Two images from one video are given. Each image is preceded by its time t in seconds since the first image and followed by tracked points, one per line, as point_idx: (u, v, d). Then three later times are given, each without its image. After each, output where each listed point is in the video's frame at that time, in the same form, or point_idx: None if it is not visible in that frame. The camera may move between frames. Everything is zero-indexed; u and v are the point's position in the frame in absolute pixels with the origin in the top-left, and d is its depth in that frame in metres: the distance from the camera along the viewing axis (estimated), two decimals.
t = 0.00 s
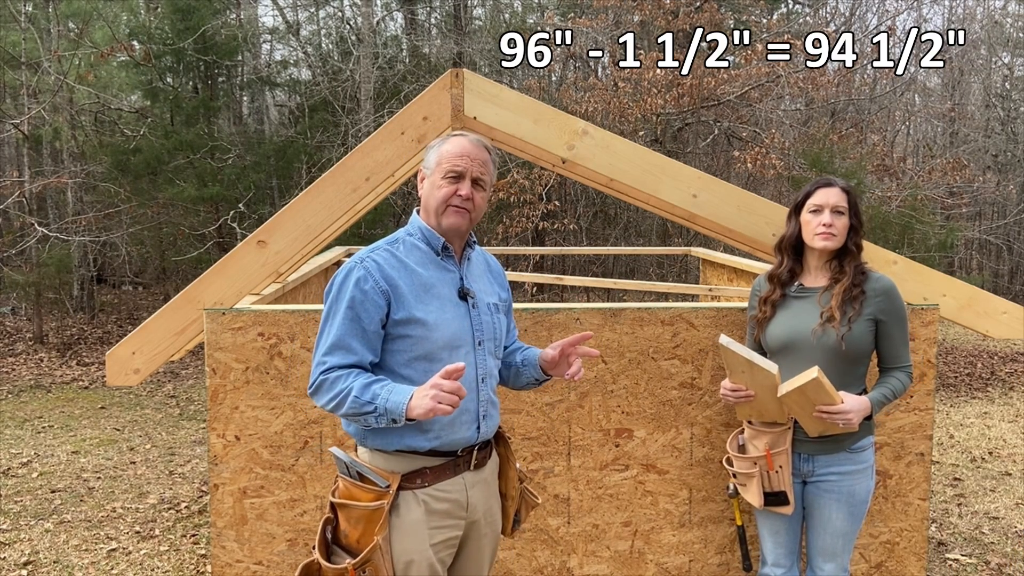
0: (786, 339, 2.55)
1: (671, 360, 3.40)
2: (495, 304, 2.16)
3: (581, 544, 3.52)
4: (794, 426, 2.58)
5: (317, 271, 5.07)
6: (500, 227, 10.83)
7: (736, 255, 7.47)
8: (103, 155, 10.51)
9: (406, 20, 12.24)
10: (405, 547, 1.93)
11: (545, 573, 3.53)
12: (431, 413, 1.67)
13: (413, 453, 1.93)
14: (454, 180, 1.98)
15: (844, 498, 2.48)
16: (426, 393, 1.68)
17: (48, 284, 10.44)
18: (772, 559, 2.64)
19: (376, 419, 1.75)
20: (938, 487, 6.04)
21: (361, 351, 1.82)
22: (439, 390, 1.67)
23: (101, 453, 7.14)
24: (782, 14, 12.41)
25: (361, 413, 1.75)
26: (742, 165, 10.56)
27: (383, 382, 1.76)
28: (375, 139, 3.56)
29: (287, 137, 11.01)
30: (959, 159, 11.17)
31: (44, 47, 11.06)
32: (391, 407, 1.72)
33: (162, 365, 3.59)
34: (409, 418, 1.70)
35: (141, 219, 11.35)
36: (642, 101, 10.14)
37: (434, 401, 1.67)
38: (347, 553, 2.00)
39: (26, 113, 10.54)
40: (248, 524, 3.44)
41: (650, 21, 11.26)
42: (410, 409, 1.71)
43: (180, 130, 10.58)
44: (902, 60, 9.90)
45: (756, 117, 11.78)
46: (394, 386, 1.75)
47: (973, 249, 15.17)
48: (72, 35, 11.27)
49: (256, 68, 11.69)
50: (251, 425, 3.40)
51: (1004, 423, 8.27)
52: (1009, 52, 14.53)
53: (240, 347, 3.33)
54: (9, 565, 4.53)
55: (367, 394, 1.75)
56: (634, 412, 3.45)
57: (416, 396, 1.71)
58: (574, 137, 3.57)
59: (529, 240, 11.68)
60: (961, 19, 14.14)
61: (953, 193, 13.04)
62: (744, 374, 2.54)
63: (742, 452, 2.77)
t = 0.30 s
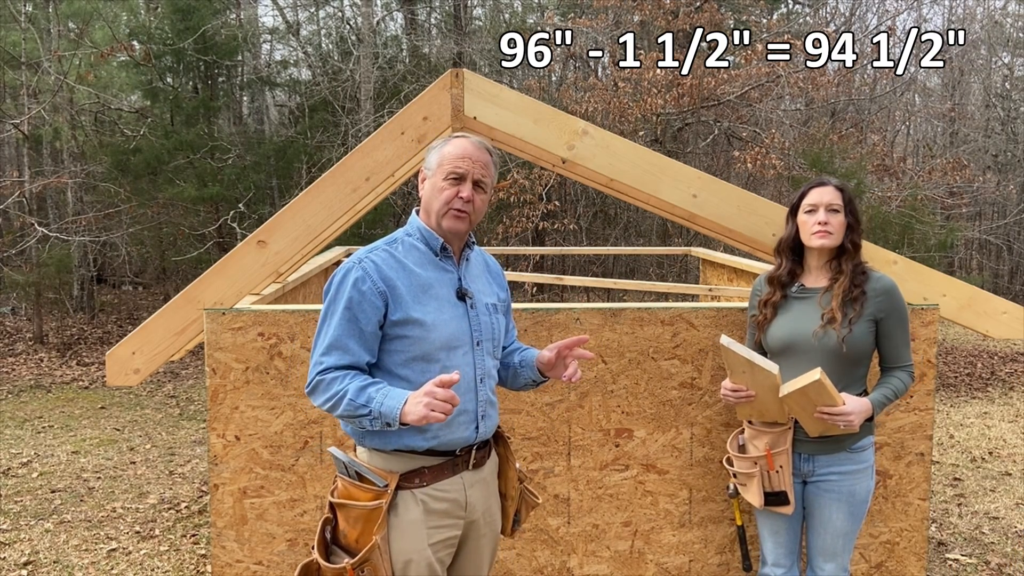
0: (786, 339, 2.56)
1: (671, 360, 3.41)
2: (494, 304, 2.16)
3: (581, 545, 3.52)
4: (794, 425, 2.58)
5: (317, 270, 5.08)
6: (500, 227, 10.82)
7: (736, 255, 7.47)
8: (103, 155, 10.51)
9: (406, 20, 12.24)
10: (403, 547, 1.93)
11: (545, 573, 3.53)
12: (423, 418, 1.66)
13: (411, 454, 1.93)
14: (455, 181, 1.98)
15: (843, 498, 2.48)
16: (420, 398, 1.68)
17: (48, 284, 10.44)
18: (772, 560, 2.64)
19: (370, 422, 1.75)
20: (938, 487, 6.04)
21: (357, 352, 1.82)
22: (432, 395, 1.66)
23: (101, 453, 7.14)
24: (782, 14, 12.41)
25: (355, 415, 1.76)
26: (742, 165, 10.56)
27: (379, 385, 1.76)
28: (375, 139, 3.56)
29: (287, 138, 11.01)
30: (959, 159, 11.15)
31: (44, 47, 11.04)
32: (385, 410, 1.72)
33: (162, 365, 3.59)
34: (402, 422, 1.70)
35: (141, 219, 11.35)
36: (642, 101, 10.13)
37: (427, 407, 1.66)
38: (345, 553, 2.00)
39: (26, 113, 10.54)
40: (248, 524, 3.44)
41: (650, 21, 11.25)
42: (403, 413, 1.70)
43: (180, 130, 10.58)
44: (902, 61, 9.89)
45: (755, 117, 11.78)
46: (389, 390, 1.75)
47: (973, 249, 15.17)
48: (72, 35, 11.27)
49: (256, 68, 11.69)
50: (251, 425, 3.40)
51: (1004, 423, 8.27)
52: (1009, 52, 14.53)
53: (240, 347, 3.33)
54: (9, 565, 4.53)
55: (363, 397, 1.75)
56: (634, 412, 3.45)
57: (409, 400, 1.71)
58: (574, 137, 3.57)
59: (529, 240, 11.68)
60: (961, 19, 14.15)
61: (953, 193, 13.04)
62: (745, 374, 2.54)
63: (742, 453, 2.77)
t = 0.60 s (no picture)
0: (785, 339, 2.56)
1: (671, 360, 3.41)
2: (493, 304, 2.16)
3: (581, 544, 3.52)
4: (794, 425, 2.58)
5: (317, 271, 5.08)
6: (500, 227, 10.82)
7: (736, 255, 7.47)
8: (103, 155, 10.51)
9: (406, 20, 12.25)
10: (403, 546, 1.93)
11: (545, 573, 3.53)
12: (423, 419, 1.66)
13: (411, 453, 1.93)
14: (453, 181, 1.98)
15: (842, 499, 2.48)
16: (419, 398, 1.68)
17: (48, 284, 10.44)
18: (771, 560, 2.64)
19: (370, 422, 1.75)
20: (938, 487, 6.04)
21: (356, 352, 1.82)
22: (432, 395, 1.67)
23: (101, 453, 7.14)
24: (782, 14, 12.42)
25: (355, 415, 1.76)
26: (742, 165, 10.56)
27: (378, 385, 1.77)
28: (375, 139, 3.55)
29: (287, 137, 11.00)
30: (959, 159, 11.15)
31: (44, 47, 11.05)
32: (385, 411, 1.72)
33: (162, 365, 3.59)
34: (401, 423, 1.70)
35: (141, 219, 11.35)
36: (642, 100, 10.13)
37: (427, 408, 1.66)
38: (346, 553, 1.99)
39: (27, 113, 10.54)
40: (248, 524, 3.44)
41: (650, 21, 11.26)
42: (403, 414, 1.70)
43: (180, 130, 10.59)
44: (902, 61, 9.89)
45: (756, 117, 11.79)
46: (389, 390, 1.75)
47: (973, 249, 15.16)
48: (72, 35, 11.28)
49: (256, 68, 11.70)
50: (251, 425, 3.40)
51: (1004, 423, 8.27)
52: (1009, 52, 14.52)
53: (240, 347, 3.33)
54: (9, 565, 4.53)
55: (362, 397, 1.75)
56: (634, 412, 3.44)
57: (409, 400, 1.71)
58: (574, 138, 3.57)
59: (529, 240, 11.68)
60: (961, 19, 14.15)
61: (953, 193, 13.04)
62: (744, 373, 2.54)
63: (742, 452, 2.77)
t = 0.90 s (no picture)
0: (785, 339, 2.56)
1: (671, 360, 3.41)
2: (492, 303, 2.16)
3: (581, 545, 3.52)
4: (793, 425, 2.58)
5: (317, 271, 5.07)
6: (501, 227, 10.81)
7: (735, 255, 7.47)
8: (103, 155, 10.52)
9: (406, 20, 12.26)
10: (402, 545, 1.93)
11: (545, 573, 3.53)
12: (423, 421, 1.66)
13: (411, 454, 1.93)
14: (450, 179, 1.98)
15: (841, 499, 2.48)
16: (419, 400, 1.68)
17: (48, 284, 10.44)
18: (771, 560, 2.64)
19: (369, 423, 1.75)
20: (938, 487, 6.04)
21: (355, 353, 1.82)
22: (431, 396, 1.67)
23: (101, 453, 7.15)
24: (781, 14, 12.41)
25: (354, 417, 1.76)
26: (742, 165, 10.56)
27: (378, 387, 1.77)
28: (375, 139, 3.55)
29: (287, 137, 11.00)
30: (959, 159, 11.14)
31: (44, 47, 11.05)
32: (384, 412, 1.71)
33: (162, 365, 3.59)
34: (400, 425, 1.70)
35: (141, 219, 11.35)
36: (642, 100, 10.12)
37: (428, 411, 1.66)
38: (345, 552, 1.99)
39: (26, 113, 10.54)
40: (248, 524, 3.44)
41: (650, 21, 11.27)
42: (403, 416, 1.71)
43: (180, 130, 10.59)
44: (902, 61, 9.89)
45: (756, 117, 11.79)
46: (388, 392, 1.75)
47: (973, 249, 15.16)
48: (72, 35, 11.28)
49: (256, 68, 11.70)
50: (251, 425, 3.40)
51: (1004, 423, 8.27)
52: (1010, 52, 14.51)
53: (240, 347, 3.33)
54: (8, 565, 4.53)
55: (361, 399, 1.75)
56: (634, 412, 3.45)
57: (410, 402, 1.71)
58: (574, 138, 3.57)
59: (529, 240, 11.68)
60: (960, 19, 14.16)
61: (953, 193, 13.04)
62: (744, 373, 2.54)
63: (741, 452, 2.77)
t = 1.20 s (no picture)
0: (786, 339, 2.56)
1: (671, 360, 3.41)
2: (487, 304, 2.17)
3: (581, 544, 3.52)
4: (793, 424, 2.58)
5: (317, 271, 5.08)
6: (501, 227, 10.80)
7: (736, 255, 7.47)
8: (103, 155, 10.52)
9: (406, 21, 12.27)
10: (399, 546, 1.93)
11: (546, 573, 3.53)
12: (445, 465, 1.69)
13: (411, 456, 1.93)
14: (446, 177, 1.98)
15: (841, 498, 2.48)
16: (442, 441, 1.69)
17: (48, 284, 10.44)
18: (771, 559, 2.64)
19: (378, 440, 1.76)
20: (938, 487, 6.04)
21: (358, 355, 1.80)
22: (456, 444, 1.68)
23: (101, 453, 7.15)
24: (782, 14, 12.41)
25: (364, 431, 1.75)
26: (742, 165, 10.56)
27: (388, 403, 1.76)
28: (375, 139, 3.55)
29: (287, 137, 11.00)
30: (959, 159, 11.14)
31: (44, 47, 11.05)
32: (397, 433, 1.72)
33: (162, 365, 3.59)
34: (417, 450, 1.72)
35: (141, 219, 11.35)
36: (642, 100, 10.10)
37: (448, 438, 1.69)
38: (340, 554, 1.97)
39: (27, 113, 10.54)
40: (248, 524, 3.44)
41: (650, 21, 11.27)
42: (417, 433, 1.72)
43: (180, 130, 10.60)
44: (902, 61, 9.89)
45: (756, 117, 11.80)
46: (400, 410, 1.75)
47: (973, 249, 15.16)
48: (72, 35, 11.27)
49: (256, 68, 11.72)
50: (251, 425, 3.40)
51: (1004, 423, 8.27)
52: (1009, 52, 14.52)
53: (240, 347, 3.33)
54: (9, 565, 4.53)
55: (373, 415, 1.75)
56: (634, 412, 3.45)
57: (428, 423, 1.73)
58: (574, 138, 3.57)
59: (529, 240, 11.68)
60: (960, 19, 14.21)
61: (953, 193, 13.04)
62: (745, 372, 2.55)
63: (740, 451, 2.76)
